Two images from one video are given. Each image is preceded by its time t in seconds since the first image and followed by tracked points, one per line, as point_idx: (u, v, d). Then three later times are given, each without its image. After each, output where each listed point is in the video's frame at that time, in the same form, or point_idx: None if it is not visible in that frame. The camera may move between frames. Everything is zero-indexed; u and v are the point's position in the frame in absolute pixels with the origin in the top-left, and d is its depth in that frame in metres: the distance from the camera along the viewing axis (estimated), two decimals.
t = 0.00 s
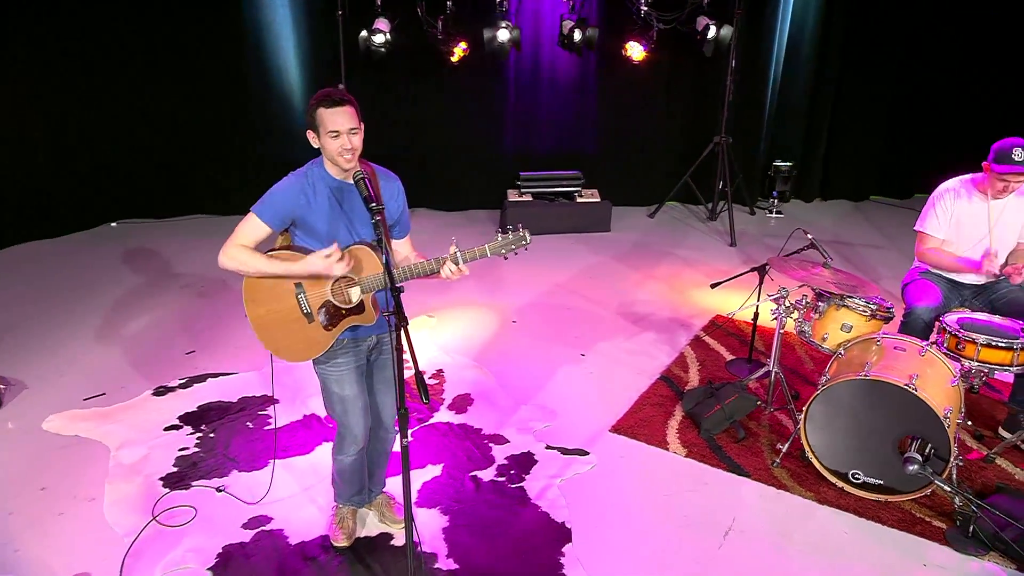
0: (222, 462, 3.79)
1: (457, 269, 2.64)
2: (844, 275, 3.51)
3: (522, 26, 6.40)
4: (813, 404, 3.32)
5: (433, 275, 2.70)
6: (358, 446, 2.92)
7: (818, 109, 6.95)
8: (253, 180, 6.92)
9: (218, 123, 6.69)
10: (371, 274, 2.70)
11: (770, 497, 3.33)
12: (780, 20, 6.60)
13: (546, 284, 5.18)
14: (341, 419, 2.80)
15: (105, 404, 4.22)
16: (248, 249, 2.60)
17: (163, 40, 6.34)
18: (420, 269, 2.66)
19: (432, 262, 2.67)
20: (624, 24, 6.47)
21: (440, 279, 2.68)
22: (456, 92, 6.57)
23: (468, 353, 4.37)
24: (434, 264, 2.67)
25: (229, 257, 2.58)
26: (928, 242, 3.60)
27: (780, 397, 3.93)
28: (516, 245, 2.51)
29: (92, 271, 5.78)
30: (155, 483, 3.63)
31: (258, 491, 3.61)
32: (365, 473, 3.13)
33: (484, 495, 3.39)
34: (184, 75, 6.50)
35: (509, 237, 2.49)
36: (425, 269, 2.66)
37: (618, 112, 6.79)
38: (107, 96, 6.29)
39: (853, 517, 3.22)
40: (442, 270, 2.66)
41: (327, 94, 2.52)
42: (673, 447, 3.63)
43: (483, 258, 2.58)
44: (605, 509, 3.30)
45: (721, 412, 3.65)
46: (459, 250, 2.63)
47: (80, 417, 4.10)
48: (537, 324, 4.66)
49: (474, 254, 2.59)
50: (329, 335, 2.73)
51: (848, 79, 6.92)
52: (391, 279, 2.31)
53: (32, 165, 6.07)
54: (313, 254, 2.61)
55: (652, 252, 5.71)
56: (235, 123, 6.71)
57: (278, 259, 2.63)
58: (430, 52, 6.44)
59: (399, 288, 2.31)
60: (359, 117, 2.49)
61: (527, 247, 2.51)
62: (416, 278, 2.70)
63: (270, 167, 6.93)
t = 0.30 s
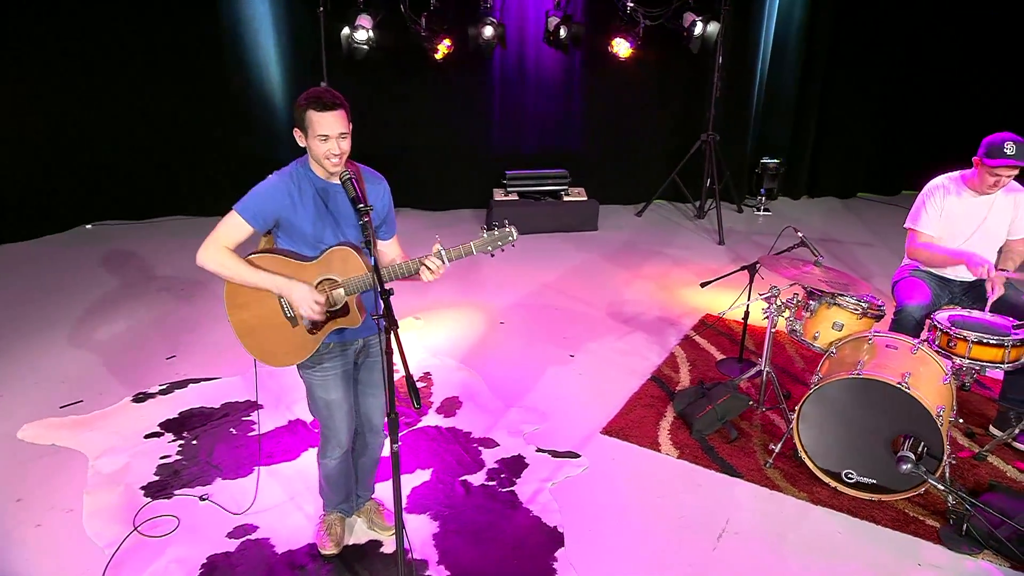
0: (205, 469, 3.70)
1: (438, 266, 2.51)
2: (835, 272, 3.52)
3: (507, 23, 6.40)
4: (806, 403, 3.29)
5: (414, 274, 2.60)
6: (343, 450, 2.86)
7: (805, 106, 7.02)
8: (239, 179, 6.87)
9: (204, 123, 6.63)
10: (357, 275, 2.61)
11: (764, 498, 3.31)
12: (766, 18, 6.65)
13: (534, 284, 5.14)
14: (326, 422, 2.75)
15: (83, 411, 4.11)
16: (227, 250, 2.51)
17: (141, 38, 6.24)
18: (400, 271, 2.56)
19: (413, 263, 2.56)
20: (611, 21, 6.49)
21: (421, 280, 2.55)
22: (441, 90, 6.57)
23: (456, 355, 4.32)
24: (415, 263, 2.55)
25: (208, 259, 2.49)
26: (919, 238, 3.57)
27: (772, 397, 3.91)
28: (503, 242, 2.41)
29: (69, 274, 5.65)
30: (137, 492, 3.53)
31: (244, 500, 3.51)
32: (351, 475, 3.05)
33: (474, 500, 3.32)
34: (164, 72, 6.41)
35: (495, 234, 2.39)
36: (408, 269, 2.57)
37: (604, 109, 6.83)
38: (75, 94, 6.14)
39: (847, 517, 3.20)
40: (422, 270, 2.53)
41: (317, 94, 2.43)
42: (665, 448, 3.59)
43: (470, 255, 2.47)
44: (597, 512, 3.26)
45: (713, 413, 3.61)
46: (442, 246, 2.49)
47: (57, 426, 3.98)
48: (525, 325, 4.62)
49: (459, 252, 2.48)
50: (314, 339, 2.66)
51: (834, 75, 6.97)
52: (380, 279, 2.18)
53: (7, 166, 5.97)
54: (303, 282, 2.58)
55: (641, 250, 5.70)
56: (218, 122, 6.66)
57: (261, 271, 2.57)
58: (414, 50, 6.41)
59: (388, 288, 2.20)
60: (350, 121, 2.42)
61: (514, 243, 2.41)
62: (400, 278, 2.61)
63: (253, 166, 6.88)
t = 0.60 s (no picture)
0: (189, 477, 3.60)
1: (429, 268, 2.44)
2: (829, 271, 3.45)
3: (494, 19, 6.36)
4: (802, 403, 3.26)
5: (403, 275, 2.50)
6: (329, 452, 2.76)
7: (795, 104, 7.03)
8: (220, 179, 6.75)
9: (187, 121, 6.53)
10: (346, 276, 2.53)
11: (760, 499, 3.27)
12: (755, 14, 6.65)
13: (523, 283, 5.10)
14: (310, 422, 2.66)
15: (61, 418, 3.99)
16: (213, 253, 2.42)
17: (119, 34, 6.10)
18: (389, 271, 2.46)
19: (404, 261, 2.46)
20: (599, 16, 6.46)
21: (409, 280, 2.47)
22: (426, 87, 6.50)
23: (445, 357, 4.25)
24: (404, 265, 2.47)
25: (190, 260, 2.41)
26: (913, 236, 3.56)
27: (767, 397, 3.88)
28: (495, 243, 2.33)
29: (46, 277, 5.52)
30: (119, 502, 3.43)
31: (225, 508, 3.41)
32: (339, 480, 2.95)
33: (466, 505, 3.26)
34: (142, 69, 6.28)
35: (487, 235, 2.31)
36: (396, 270, 2.46)
37: (591, 106, 6.79)
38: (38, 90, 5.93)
39: (843, 517, 3.17)
40: (411, 272, 2.46)
41: (302, 87, 2.37)
42: (659, 450, 3.55)
43: (462, 257, 2.39)
44: (592, 515, 3.20)
45: (708, 413, 3.59)
46: (433, 248, 2.43)
47: (34, 434, 3.86)
48: (515, 325, 4.56)
49: (451, 252, 2.40)
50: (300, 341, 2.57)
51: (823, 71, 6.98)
52: (370, 281, 2.13)
53: None
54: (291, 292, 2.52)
55: (632, 249, 5.66)
56: (199, 120, 6.56)
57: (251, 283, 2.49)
58: (399, 46, 6.34)
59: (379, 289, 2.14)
60: (336, 114, 2.37)
61: (506, 244, 2.33)
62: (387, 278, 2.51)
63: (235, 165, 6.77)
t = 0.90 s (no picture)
0: (173, 485, 3.50)
1: (422, 277, 2.39)
2: (824, 269, 3.43)
3: (481, 16, 6.31)
4: (797, 403, 3.23)
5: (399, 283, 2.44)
6: (325, 459, 2.63)
7: (785, 100, 7.07)
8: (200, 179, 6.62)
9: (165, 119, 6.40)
10: (338, 282, 2.45)
11: (756, 501, 3.23)
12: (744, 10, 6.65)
13: (511, 284, 5.05)
14: (304, 427, 2.52)
15: (38, 427, 3.87)
16: (202, 253, 2.35)
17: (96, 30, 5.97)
18: (384, 278, 2.39)
19: (398, 268, 2.40)
20: (587, 12, 6.43)
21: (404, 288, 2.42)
22: (412, 84, 6.43)
23: (435, 359, 4.19)
24: (398, 272, 2.40)
25: (179, 265, 2.34)
26: (907, 232, 3.54)
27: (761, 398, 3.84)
28: (491, 251, 2.28)
29: (20, 281, 5.38)
30: (99, 513, 3.32)
31: (215, 517, 3.32)
32: (332, 488, 2.82)
33: (458, 510, 3.18)
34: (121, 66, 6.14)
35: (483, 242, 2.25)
36: (389, 277, 2.40)
37: (579, 103, 6.75)
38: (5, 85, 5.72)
39: (839, 518, 3.14)
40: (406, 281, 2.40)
41: (286, 87, 2.30)
42: (652, 452, 3.50)
43: (457, 265, 2.33)
44: (587, 519, 3.14)
45: (702, 414, 3.53)
46: (428, 254, 2.37)
47: (9, 443, 3.74)
48: (505, 326, 4.51)
49: (446, 260, 2.34)
50: (290, 346, 2.48)
51: (815, 66, 6.96)
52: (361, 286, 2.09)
53: None
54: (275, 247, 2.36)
55: (622, 249, 5.63)
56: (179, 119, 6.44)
57: (239, 258, 2.38)
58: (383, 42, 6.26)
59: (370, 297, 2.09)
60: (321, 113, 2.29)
61: (503, 251, 2.28)
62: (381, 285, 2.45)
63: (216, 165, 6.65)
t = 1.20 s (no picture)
0: (155, 494, 3.40)
1: (410, 270, 2.29)
2: (817, 268, 3.40)
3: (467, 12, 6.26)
4: (791, 403, 3.18)
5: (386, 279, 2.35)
6: (309, 468, 2.58)
7: (771, 96, 7.07)
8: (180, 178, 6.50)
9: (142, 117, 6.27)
10: (323, 281, 2.35)
11: (751, 502, 3.20)
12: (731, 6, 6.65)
13: (499, 284, 5.00)
14: (289, 437, 2.47)
15: (14, 435, 3.76)
16: (184, 261, 2.23)
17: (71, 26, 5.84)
18: (370, 274, 2.30)
19: (386, 263, 2.31)
20: (574, 7, 6.38)
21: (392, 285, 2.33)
22: (396, 81, 6.35)
23: (424, 362, 4.12)
24: (386, 268, 2.32)
25: (160, 270, 2.22)
26: (900, 230, 3.52)
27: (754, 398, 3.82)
28: (479, 242, 2.16)
29: None
30: (79, 523, 3.21)
31: (200, 525, 3.23)
32: (318, 495, 2.75)
33: (449, 515, 3.10)
34: (97, 62, 6.03)
35: (468, 232, 2.15)
36: (377, 273, 2.31)
37: (566, 99, 6.71)
38: None
39: (835, 519, 3.11)
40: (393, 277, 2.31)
41: (275, 86, 2.21)
42: (646, 453, 3.46)
43: (444, 257, 2.23)
44: (581, 522, 3.08)
45: (695, 415, 3.50)
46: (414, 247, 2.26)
47: None
48: (494, 328, 4.45)
49: (433, 253, 2.23)
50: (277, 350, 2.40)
51: (801, 61, 6.96)
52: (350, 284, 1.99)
53: None
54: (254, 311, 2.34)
55: (611, 248, 5.59)
56: (157, 116, 6.34)
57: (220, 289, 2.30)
58: (367, 38, 6.19)
59: (360, 295, 2.01)
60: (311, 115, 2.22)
61: (489, 243, 2.17)
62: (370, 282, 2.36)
63: (196, 163, 6.57)
